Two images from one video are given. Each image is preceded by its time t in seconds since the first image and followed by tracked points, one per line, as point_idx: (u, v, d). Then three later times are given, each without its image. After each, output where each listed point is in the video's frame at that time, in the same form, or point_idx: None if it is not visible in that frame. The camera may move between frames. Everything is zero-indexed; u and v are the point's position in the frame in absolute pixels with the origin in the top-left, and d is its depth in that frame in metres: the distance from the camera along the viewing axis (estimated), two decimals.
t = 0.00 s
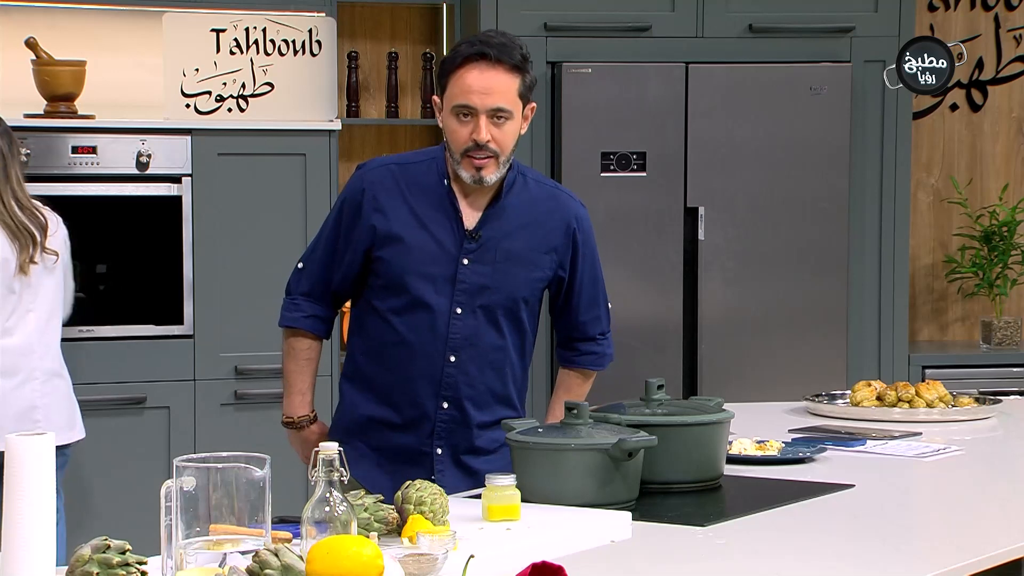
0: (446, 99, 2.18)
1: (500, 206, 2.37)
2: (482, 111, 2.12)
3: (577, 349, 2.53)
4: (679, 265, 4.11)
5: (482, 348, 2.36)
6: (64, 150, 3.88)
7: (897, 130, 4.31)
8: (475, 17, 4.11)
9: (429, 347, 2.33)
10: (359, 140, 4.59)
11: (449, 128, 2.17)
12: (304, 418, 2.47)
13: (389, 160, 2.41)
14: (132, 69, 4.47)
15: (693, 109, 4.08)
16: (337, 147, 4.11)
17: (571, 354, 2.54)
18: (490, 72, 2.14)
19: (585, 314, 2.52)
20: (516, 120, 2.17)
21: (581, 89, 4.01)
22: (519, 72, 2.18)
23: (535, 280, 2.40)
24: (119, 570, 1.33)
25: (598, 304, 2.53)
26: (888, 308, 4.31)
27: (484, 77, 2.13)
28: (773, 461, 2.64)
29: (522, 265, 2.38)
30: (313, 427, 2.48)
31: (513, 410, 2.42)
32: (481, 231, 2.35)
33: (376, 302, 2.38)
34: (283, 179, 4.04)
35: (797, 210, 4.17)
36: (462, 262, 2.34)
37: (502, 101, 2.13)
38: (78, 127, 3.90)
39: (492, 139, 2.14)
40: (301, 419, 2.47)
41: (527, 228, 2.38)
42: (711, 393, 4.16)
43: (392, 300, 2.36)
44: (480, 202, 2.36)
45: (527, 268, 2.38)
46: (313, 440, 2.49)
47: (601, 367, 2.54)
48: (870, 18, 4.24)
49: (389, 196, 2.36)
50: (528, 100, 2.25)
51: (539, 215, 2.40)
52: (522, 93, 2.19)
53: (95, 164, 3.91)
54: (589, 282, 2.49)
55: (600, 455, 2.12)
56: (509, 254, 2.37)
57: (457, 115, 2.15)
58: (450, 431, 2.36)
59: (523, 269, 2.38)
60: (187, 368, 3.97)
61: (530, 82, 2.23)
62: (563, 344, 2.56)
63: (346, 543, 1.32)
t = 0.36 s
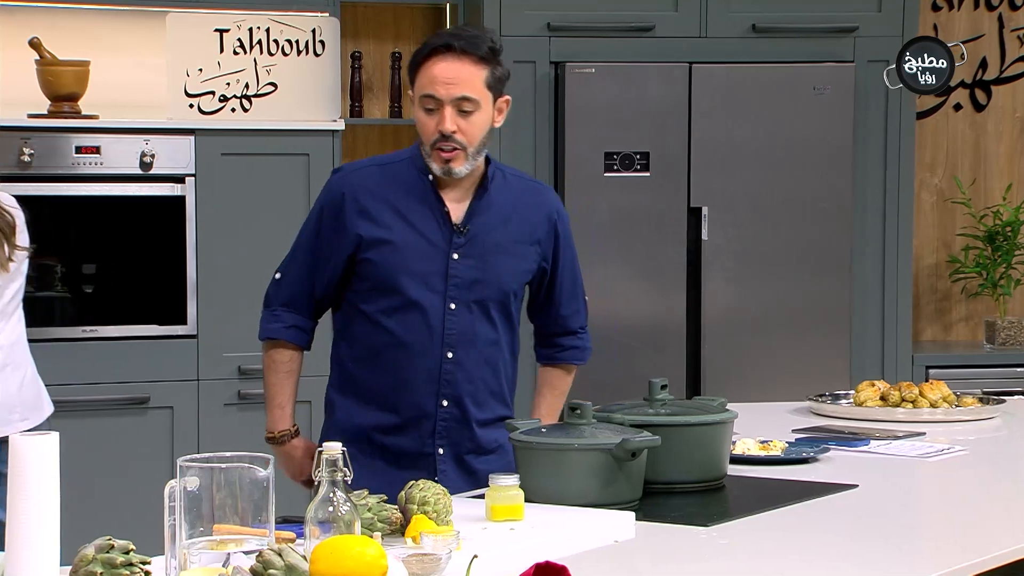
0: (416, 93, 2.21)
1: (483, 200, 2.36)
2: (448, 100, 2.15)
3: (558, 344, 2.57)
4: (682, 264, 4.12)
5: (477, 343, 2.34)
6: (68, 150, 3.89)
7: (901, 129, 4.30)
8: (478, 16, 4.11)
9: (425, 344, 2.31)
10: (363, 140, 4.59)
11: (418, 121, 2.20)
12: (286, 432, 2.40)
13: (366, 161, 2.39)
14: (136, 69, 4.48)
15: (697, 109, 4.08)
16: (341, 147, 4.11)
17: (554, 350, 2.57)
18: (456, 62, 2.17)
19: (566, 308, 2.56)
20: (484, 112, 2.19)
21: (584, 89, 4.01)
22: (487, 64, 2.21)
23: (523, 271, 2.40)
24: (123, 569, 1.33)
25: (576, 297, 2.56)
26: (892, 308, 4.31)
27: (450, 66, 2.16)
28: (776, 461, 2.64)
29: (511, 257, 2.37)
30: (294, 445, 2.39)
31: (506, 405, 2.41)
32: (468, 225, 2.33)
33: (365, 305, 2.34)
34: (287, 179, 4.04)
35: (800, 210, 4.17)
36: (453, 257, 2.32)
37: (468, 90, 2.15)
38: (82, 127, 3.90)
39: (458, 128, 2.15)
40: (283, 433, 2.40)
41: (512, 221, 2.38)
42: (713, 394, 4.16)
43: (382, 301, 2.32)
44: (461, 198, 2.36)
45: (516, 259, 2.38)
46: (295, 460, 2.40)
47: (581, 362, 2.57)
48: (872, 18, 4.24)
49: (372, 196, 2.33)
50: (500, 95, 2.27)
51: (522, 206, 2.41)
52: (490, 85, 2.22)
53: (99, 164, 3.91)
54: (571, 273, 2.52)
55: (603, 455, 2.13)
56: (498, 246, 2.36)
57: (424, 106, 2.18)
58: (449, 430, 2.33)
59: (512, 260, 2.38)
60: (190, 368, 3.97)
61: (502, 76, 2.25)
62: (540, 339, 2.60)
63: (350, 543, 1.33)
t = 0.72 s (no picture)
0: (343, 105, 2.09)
1: (433, 199, 2.27)
2: (374, 117, 2.03)
3: (532, 333, 2.45)
4: (701, 264, 4.11)
5: (440, 345, 2.25)
6: (88, 150, 3.90)
7: (921, 129, 4.29)
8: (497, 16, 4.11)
9: (385, 351, 2.22)
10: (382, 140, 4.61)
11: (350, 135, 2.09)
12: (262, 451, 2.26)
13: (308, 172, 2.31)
14: (157, 70, 4.49)
15: (716, 108, 4.07)
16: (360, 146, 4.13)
17: (530, 339, 2.45)
18: (377, 75, 2.04)
19: (537, 296, 2.43)
20: (415, 121, 2.07)
21: (604, 89, 4.01)
22: (412, 70, 2.08)
23: (482, 267, 2.30)
24: (145, 568, 1.34)
25: (547, 282, 2.44)
26: (911, 308, 4.30)
27: (372, 81, 2.04)
28: (796, 461, 2.64)
29: (467, 253, 2.28)
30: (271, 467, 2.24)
31: (478, 405, 2.31)
32: (418, 226, 2.25)
33: (323, 318, 2.26)
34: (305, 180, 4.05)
35: (820, 209, 4.16)
36: (405, 261, 2.23)
37: (393, 103, 2.03)
38: (103, 128, 3.92)
39: (389, 143, 2.05)
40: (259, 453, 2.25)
41: (464, 216, 2.29)
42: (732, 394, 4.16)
43: (338, 313, 2.24)
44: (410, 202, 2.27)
45: (473, 256, 2.29)
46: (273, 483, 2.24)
47: (558, 349, 2.46)
48: (893, 17, 4.23)
49: (316, 209, 2.25)
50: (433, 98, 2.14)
51: (475, 202, 2.31)
52: (419, 91, 2.09)
53: (118, 164, 3.92)
54: (537, 259, 2.40)
55: (622, 456, 2.13)
56: (452, 243, 2.27)
57: (352, 123, 2.06)
58: (420, 437, 2.25)
59: (469, 257, 2.28)
60: (209, 367, 3.98)
61: (431, 79, 2.12)
62: (514, 330, 2.48)
63: (370, 544, 1.33)
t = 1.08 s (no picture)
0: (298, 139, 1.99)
1: (408, 207, 2.18)
2: (330, 154, 1.93)
3: (507, 318, 2.35)
4: (733, 264, 4.11)
5: (431, 359, 2.15)
6: (123, 150, 3.93)
7: (956, 128, 4.26)
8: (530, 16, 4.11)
9: (377, 373, 2.12)
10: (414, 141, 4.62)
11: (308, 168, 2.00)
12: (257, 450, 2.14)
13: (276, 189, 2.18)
14: (190, 70, 4.52)
15: (750, 108, 4.05)
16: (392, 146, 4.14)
17: (506, 325, 2.35)
18: (331, 112, 1.93)
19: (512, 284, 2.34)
20: (373, 152, 1.98)
21: (637, 89, 4.00)
22: (368, 101, 1.96)
23: (462, 272, 2.21)
24: (182, 567, 1.35)
25: (519, 270, 2.34)
26: (945, 309, 4.27)
27: (326, 119, 1.93)
28: (832, 462, 2.62)
29: (447, 261, 2.19)
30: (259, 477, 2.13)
31: (472, 408, 2.23)
32: (397, 241, 2.15)
33: (309, 343, 2.15)
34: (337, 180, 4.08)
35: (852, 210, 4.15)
36: (388, 279, 2.13)
37: (349, 141, 1.93)
38: (138, 128, 3.94)
39: (348, 177, 1.96)
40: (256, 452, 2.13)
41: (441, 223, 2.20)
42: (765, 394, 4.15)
43: (323, 336, 2.14)
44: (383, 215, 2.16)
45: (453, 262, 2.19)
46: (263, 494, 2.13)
47: (532, 332, 2.36)
48: (929, 16, 4.21)
49: (288, 233, 2.13)
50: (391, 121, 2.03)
51: (447, 206, 2.22)
52: (376, 121, 1.98)
53: (153, 164, 3.95)
54: (510, 250, 2.31)
55: (655, 456, 2.12)
56: (432, 253, 2.17)
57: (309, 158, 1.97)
58: (423, 450, 2.16)
59: (451, 264, 2.19)
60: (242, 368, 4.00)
61: (386, 104, 2.00)
62: (489, 318, 2.38)
63: (407, 542, 1.32)
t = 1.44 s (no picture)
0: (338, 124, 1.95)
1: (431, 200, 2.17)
2: (382, 133, 1.90)
3: (520, 317, 2.33)
4: (770, 264, 4.12)
5: (459, 349, 2.15)
6: (162, 150, 3.96)
7: (995, 128, 4.23)
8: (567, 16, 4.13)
9: (407, 365, 2.11)
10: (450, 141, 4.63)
11: (349, 154, 1.95)
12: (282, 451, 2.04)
13: (292, 189, 2.15)
14: (226, 71, 4.55)
15: (787, 108, 4.06)
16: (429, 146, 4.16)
17: (518, 324, 2.34)
18: (379, 91, 1.91)
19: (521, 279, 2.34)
20: (417, 130, 1.96)
21: (670, 90, 4.02)
22: (410, 80, 1.95)
23: (484, 261, 2.21)
24: (222, 565, 1.35)
25: (530, 266, 2.33)
26: (984, 309, 4.23)
27: (374, 98, 1.90)
28: (869, 463, 2.60)
29: (470, 252, 2.19)
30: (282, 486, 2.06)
31: (494, 399, 2.23)
32: (421, 232, 2.14)
33: (336, 341, 2.12)
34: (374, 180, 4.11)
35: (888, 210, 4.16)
36: (415, 270, 2.12)
37: (400, 119, 1.91)
38: (176, 128, 3.97)
39: (397, 157, 1.93)
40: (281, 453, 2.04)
41: (461, 215, 2.20)
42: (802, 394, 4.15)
43: (350, 333, 2.11)
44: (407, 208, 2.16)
45: (475, 252, 2.19)
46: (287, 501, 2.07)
47: (542, 331, 2.34)
48: (969, 14, 4.18)
49: (312, 230, 2.10)
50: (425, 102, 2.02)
51: (464, 198, 2.22)
52: (417, 100, 1.97)
53: (191, 164, 3.98)
54: (522, 243, 2.31)
55: (692, 456, 2.11)
56: (456, 244, 2.17)
57: (354, 141, 1.93)
58: (454, 443, 2.15)
59: (473, 254, 2.19)
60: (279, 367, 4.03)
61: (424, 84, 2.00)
62: (498, 318, 2.36)
63: (447, 542, 1.32)
